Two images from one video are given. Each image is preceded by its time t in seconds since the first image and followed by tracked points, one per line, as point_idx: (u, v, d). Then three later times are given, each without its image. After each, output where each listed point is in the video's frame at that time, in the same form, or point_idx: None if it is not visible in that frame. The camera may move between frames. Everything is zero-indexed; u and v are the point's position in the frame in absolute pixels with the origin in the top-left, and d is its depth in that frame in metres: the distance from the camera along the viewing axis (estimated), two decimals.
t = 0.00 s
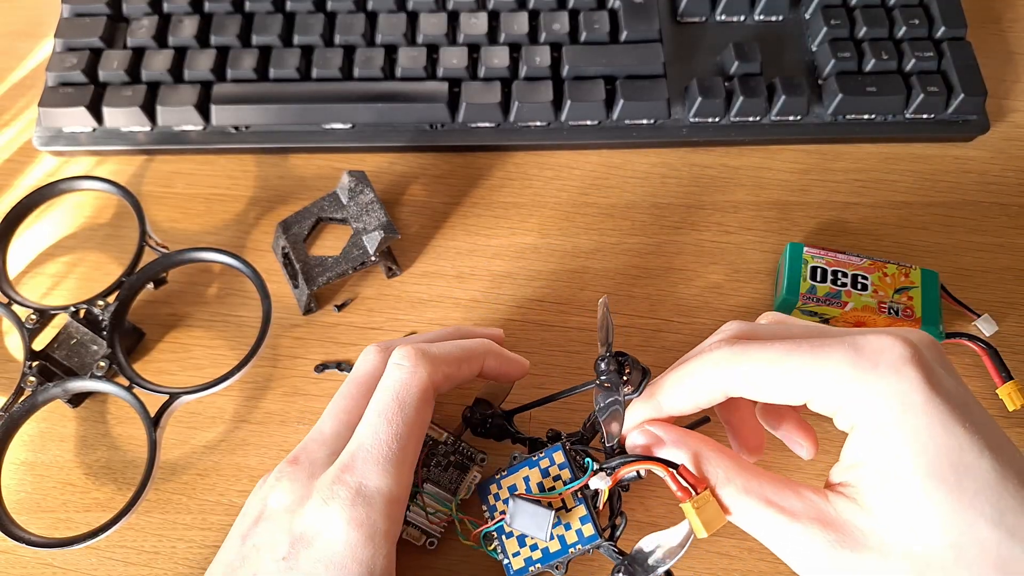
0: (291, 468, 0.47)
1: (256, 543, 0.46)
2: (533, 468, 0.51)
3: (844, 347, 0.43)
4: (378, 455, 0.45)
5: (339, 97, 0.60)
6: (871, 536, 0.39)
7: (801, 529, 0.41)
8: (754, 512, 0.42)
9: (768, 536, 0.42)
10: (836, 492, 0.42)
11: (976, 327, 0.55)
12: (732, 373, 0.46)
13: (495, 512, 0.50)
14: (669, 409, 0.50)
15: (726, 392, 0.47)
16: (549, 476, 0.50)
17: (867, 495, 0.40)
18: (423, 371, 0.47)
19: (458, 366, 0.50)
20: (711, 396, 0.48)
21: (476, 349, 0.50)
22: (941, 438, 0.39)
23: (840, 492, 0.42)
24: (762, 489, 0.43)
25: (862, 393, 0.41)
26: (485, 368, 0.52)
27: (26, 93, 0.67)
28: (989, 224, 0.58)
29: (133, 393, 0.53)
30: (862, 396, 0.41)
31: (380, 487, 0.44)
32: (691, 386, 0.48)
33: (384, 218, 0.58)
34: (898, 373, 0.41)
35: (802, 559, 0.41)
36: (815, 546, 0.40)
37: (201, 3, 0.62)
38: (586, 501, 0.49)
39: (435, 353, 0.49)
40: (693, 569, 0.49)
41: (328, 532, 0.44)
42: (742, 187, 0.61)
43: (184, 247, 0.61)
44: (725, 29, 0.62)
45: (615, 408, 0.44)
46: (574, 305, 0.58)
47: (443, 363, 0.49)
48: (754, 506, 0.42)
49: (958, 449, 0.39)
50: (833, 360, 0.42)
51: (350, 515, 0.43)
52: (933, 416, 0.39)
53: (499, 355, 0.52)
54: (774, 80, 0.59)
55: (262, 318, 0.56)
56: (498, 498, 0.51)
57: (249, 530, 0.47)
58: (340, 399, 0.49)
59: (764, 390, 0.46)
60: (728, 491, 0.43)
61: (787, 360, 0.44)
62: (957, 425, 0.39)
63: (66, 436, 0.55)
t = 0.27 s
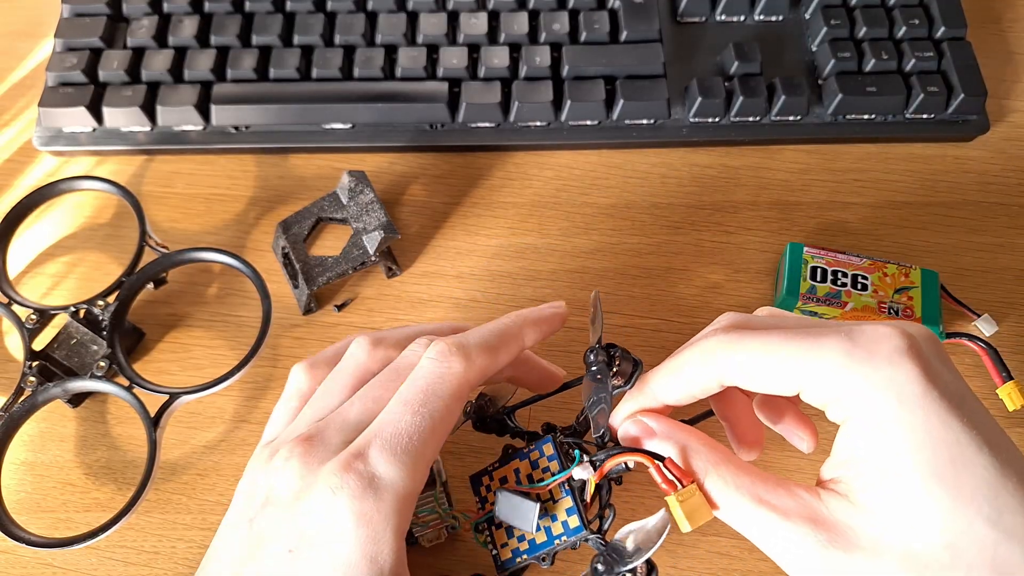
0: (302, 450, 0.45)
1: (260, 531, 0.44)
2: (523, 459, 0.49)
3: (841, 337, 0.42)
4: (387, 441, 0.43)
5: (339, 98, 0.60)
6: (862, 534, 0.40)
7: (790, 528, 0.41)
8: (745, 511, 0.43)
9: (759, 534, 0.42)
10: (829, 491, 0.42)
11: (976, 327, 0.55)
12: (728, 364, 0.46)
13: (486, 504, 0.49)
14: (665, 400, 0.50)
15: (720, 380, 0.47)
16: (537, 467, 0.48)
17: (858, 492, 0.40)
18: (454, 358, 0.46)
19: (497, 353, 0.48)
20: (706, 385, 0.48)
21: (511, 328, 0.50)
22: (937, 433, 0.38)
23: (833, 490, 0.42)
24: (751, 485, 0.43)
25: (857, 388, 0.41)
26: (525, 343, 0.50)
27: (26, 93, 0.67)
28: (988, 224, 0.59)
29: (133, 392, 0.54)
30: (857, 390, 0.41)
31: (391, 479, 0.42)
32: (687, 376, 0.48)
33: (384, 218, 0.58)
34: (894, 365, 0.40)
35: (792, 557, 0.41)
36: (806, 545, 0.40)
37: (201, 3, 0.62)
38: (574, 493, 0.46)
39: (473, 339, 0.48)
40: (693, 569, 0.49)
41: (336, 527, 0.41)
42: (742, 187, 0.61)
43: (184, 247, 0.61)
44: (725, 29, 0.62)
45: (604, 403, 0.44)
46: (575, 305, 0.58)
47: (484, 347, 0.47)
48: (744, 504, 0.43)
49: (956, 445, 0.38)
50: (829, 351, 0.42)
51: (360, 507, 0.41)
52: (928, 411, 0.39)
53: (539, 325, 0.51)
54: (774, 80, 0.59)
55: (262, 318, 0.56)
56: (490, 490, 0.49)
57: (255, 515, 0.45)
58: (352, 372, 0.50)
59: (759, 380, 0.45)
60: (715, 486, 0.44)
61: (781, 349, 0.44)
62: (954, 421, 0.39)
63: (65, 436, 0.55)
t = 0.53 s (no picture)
0: (320, 402, 0.48)
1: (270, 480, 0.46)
2: (508, 452, 0.49)
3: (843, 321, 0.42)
4: (402, 398, 0.44)
5: (339, 98, 0.60)
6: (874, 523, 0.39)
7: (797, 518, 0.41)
8: (751, 501, 0.42)
9: (761, 523, 0.42)
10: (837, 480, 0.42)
11: (976, 327, 0.55)
12: (721, 350, 0.45)
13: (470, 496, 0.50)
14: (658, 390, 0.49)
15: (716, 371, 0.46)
16: (518, 459, 0.48)
17: (869, 480, 0.40)
18: (461, 308, 0.46)
19: (506, 296, 0.47)
20: (700, 374, 0.47)
21: (521, 273, 0.48)
22: (949, 419, 0.38)
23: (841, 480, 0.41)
24: (756, 473, 0.43)
25: (867, 371, 0.40)
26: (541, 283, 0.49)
27: (26, 93, 0.67)
28: (989, 224, 0.58)
29: (132, 392, 0.54)
30: (863, 375, 0.40)
31: (399, 436, 0.43)
32: (680, 365, 0.47)
33: (384, 218, 0.58)
34: (900, 349, 0.40)
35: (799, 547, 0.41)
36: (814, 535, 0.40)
37: (201, 3, 0.62)
38: (545, 488, 0.45)
39: (477, 282, 0.47)
40: (693, 569, 0.49)
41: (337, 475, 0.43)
42: (742, 187, 0.61)
43: (184, 247, 0.61)
44: (725, 28, 0.62)
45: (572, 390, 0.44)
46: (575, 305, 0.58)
47: (492, 288, 0.47)
48: (748, 494, 0.42)
49: (971, 431, 0.38)
50: (830, 336, 0.42)
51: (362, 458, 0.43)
52: (941, 396, 0.39)
53: (554, 263, 0.49)
54: (774, 80, 0.59)
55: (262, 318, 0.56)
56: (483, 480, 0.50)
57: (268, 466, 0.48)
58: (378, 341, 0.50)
59: (757, 369, 0.45)
60: (717, 476, 0.43)
61: (778, 335, 0.43)
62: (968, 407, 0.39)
63: (65, 436, 0.55)
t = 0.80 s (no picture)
0: (302, 391, 0.50)
1: (250, 462, 0.47)
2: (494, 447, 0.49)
3: (854, 299, 0.42)
4: (365, 386, 0.45)
5: (339, 98, 0.60)
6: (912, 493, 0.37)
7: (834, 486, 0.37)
8: (787, 463, 0.38)
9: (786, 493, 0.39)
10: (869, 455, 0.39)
11: (976, 327, 0.55)
12: (723, 327, 0.47)
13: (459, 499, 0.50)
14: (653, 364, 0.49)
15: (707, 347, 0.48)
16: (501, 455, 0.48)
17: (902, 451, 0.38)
18: (416, 283, 0.47)
19: (458, 271, 0.48)
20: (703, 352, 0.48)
21: (476, 245, 0.49)
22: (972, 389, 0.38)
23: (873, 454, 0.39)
24: (798, 436, 0.39)
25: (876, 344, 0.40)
26: (499, 258, 0.50)
27: (26, 93, 0.67)
28: (988, 224, 0.59)
29: (133, 392, 0.54)
30: (873, 349, 0.40)
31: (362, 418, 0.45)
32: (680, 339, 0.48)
33: (383, 218, 0.59)
34: (917, 322, 0.40)
35: (827, 521, 0.37)
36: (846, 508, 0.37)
37: (201, 3, 0.62)
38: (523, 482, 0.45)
39: (432, 254, 0.49)
40: (693, 569, 0.49)
41: (311, 457, 0.44)
42: (742, 188, 0.61)
43: (184, 246, 0.61)
44: (725, 29, 0.62)
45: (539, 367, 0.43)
46: (575, 305, 0.58)
47: (441, 261, 0.48)
48: (781, 459, 0.38)
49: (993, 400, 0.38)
50: (840, 312, 0.42)
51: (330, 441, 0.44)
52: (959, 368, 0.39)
53: (514, 236, 0.49)
54: (774, 81, 0.59)
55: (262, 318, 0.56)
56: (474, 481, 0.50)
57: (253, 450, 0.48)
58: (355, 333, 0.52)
59: (758, 348, 0.46)
60: (754, 435, 0.39)
61: (778, 316, 0.45)
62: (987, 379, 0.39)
63: (65, 436, 0.55)
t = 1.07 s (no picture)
0: (294, 404, 0.49)
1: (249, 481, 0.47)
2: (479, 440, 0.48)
3: (881, 329, 0.44)
4: (364, 417, 0.45)
5: (338, 98, 0.60)
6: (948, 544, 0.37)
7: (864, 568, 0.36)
8: None
9: None
10: (883, 510, 0.40)
11: (977, 327, 0.55)
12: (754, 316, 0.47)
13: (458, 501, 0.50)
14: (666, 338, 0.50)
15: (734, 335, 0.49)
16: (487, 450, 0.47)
17: (931, 510, 0.38)
18: (411, 300, 0.45)
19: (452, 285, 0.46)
20: (721, 334, 0.49)
21: (470, 257, 0.46)
22: (997, 436, 0.40)
23: (888, 507, 0.40)
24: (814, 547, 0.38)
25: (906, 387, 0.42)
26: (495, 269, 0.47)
27: (25, 93, 0.67)
28: (990, 224, 0.58)
29: (132, 392, 0.54)
30: (903, 389, 0.42)
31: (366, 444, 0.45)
32: (704, 319, 0.49)
33: (383, 218, 0.58)
34: (938, 361, 0.42)
35: None
36: None
37: (200, 2, 0.62)
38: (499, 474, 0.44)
39: (425, 267, 0.47)
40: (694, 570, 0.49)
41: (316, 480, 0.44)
42: (743, 187, 0.61)
43: (184, 246, 0.61)
44: (726, 28, 0.62)
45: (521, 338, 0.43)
46: (575, 305, 0.58)
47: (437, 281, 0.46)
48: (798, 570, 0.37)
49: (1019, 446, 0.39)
50: (866, 340, 0.44)
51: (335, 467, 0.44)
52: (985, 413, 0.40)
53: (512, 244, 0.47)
54: (775, 80, 0.58)
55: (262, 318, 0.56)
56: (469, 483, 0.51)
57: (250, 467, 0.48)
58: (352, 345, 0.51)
59: (784, 347, 0.47)
60: (770, 561, 0.37)
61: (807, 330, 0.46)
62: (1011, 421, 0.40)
63: (65, 436, 0.55)
